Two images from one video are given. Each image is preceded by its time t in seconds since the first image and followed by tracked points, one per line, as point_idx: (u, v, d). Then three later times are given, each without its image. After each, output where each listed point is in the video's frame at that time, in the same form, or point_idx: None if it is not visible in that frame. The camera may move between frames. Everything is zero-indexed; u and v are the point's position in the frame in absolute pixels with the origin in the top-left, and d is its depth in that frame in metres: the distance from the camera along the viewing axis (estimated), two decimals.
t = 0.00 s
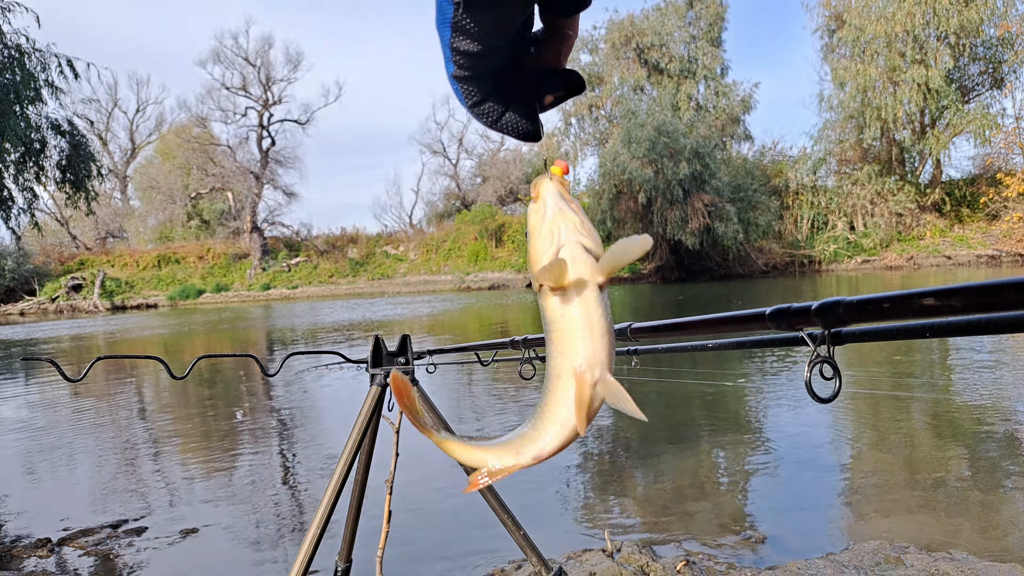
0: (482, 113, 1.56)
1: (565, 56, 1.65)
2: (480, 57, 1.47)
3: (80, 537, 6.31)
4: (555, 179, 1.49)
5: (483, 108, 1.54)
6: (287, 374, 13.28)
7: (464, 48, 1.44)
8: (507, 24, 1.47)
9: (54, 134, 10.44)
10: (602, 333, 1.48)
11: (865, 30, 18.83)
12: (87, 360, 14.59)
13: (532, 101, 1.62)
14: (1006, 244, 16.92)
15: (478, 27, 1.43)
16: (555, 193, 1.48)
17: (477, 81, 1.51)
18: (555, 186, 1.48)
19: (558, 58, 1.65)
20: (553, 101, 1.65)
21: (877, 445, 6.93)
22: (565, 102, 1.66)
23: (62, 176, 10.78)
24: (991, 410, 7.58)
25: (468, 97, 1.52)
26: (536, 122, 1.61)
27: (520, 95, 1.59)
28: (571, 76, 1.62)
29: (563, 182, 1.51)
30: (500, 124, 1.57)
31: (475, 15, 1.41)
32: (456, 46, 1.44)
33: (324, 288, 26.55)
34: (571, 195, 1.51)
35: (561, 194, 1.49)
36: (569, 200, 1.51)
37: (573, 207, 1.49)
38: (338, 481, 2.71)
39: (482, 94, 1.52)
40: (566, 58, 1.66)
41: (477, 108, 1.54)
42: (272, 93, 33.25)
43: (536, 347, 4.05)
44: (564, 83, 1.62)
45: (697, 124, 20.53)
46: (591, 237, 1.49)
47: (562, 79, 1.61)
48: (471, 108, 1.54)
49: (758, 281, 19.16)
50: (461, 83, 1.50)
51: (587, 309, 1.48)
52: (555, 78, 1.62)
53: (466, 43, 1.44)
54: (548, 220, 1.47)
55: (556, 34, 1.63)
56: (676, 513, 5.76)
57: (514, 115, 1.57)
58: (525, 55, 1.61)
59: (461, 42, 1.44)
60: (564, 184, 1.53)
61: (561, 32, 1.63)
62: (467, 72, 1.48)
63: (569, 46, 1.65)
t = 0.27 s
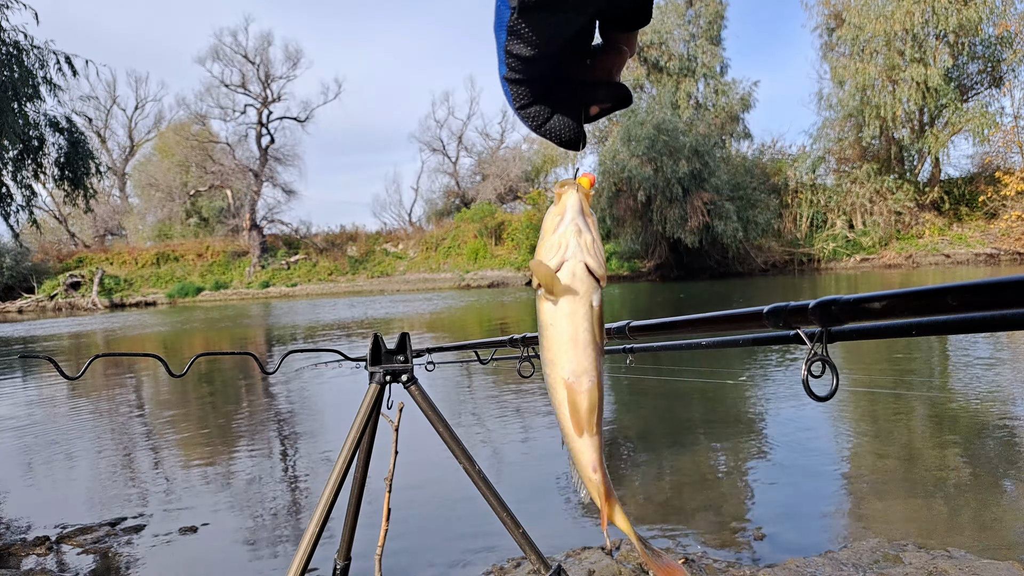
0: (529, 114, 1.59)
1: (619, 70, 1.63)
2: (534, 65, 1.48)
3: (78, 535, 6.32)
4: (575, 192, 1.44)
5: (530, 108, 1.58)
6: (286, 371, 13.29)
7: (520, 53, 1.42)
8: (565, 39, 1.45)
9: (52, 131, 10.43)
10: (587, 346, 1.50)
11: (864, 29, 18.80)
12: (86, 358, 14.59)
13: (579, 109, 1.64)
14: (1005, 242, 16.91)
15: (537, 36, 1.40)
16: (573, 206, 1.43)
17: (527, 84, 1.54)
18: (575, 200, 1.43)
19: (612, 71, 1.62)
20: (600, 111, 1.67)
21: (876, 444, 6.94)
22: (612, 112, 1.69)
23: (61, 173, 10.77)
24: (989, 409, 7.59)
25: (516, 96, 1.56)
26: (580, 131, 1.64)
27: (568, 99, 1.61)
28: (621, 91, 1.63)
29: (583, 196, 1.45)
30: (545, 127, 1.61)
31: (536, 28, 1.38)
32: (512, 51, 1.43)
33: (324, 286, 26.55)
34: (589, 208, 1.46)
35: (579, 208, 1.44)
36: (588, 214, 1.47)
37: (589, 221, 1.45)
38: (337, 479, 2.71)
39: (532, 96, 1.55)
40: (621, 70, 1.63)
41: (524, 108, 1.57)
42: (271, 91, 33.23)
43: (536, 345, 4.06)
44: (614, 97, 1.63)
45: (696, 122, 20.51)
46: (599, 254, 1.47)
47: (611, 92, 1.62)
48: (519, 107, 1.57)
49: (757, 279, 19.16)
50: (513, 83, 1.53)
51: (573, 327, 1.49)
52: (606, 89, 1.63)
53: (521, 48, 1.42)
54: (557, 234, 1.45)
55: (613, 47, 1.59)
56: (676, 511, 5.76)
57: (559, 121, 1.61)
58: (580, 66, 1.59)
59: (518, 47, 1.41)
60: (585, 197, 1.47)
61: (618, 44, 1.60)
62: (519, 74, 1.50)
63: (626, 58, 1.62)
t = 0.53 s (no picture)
0: (560, 125, 1.63)
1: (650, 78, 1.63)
2: (568, 75, 1.47)
3: (76, 535, 6.31)
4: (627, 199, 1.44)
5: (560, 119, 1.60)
6: (285, 370, 13.29)
7: (551, 62, 1.41)
8: (599, 49, 1.43)
9: (50, 130, 10.41)
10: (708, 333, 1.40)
11: (862, 27, 18.80)
12: (85, 357, 14.59)
13: (610, 117, 1.67)
14: (1003, 240, 16.90)
15: (570, 45, 1.37)
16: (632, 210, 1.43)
17: (560, 95, 1.55)
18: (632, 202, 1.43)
19: (641, 80, 1.64)
20: (629, 118, 1.70)
21: (874, 441, 6.95)
22: (643, 120, 1.70)
23: (58, 172, 10.75)
24: (987, 406, 7.60)
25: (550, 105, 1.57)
26: (611, 139, 1.68)
27: (598, 108, 1.64)
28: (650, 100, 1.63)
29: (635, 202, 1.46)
30: (577, 137, 1.66)
31: (568, 36, 1.35)
32: (544, 60, 1.42)
33: (323, 284, 26.56)
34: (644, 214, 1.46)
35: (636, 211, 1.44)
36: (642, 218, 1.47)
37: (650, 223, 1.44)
38: (335, 478, 2.70)
39: (564, 108, 1.58)
40: (650, 79, 1.64)
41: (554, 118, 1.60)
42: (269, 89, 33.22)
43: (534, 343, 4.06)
44: (645, 106, 1.64)
45: (695, 120, 20.51)
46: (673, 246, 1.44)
47: (641, 102, 1.63)
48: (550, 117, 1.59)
49: (756, 277, 19.17)
50: (545, 95, 1.54)
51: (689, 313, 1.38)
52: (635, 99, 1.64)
53: (552, 58, 1.41)
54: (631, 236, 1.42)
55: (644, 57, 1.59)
56: (674, 509, 5.76)
57: (589, 131, 1.66)
58: (610, 79, 1.62)
59: (550, 57, 1.41)
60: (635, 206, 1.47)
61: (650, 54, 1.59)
62: (552, 85, 1.50)
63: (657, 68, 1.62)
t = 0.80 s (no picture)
0: (586, 134, 1.61)
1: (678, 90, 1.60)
2: (596, 86, 1.43)
3: (73, 534, 6.31)
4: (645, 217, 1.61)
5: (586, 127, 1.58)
6: (283, 369, 13.28)
7: (578, 73, 1.36)
8: (631, 59, 1.37)
9: (45, 128, 10.37)
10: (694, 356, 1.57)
11: (859, 25, 18.78)
12: (81, 356, 14.56)
13: (638, 127, 1.64)
14: (999, 238, 16.91)
15: (600, 56, 1.32)
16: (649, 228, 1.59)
17: (587, 104, 1.52)
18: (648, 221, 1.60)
19: (669, 92, 1.60)
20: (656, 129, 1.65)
21: (871, 439, 6.95)
22: (671, 133, 1.65)
23: (53, 171, 10.71)
24: (983, 403, 7.63)
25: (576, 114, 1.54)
26: (638, 150, 1.66)
27: (624, 118, 1.62)
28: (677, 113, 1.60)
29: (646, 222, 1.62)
30: (602, 146, 1.64)
31: (599, 49, 1.30)
32: (572, 70, 1.37)
33: (320, 283, 26.54)
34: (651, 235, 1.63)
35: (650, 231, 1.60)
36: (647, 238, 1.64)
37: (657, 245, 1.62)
38: (333, 477, 2.70)
39: (591, 117, 1.56)
40: (678, 91, 1.60)
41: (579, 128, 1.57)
42: (266, 87, 33.15)
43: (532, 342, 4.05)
44: (674, 117, 1.60)
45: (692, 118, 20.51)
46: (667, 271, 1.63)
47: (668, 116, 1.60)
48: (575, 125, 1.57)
49: (753, 275, 19.19)
50: (572, 103, 1.51)
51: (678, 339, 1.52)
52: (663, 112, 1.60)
53: (580, 68, 1.36)
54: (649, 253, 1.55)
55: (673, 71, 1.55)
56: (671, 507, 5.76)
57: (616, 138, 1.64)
58: (638, 90, 1.59)
59: (578, 68, 1.36)
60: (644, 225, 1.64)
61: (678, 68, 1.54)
62: (580, 95, 1.47)
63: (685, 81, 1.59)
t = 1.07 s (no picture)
0: (584, 137, 1.59)
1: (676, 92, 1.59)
2: (597, 89, 1.42)
3: (72, 531, 6.29)
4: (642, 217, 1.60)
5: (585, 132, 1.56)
6: (281, 367, 13.28)
7: (579, 76, 1.35)
8: (630, 63, 1.36)
9: (45, 125, 10.34)
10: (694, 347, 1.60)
11: (858, 24, 18.73)
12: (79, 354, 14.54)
13: (636, 131, 1.63)
14: (998, 238, 16.86)
15: (601, 59, 1.31)
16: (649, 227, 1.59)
17: (587, 108, 1.50)
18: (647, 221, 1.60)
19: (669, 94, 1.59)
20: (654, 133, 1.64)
21: (870, 439, 6.95)
22: (669, 137, 1.65)
23: (53, 168, 10.69)
24: (982, 403, 7.62)
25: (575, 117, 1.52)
26: (636, 154, 1.64)
27: (623, 121, 1.60)
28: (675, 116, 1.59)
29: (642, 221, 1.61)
30: (601, 150, 1.61)
31: (600, 52, 1.28)
32: (573, 73, 1.36)
33: (319, 281, 26.52)
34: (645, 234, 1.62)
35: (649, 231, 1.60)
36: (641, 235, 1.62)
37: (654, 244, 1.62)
38: (331, 475, 2.69)
39: (590, 121, 1.53)
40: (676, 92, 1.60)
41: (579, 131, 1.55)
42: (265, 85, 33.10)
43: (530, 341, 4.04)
44: (672, 121, 1.59)
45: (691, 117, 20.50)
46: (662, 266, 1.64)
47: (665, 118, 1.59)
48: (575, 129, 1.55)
49: (752, 274, 19.20)
50: (571, 108, 1.49)
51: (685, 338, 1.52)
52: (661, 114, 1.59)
53: (581, 70, 1.35)
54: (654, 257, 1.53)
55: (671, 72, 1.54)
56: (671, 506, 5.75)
57: (613, 143, 1.61)
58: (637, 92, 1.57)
59: (577, 70, 1.34)
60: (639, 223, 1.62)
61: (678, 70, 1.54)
62: (580, 99, 1.45)
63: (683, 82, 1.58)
